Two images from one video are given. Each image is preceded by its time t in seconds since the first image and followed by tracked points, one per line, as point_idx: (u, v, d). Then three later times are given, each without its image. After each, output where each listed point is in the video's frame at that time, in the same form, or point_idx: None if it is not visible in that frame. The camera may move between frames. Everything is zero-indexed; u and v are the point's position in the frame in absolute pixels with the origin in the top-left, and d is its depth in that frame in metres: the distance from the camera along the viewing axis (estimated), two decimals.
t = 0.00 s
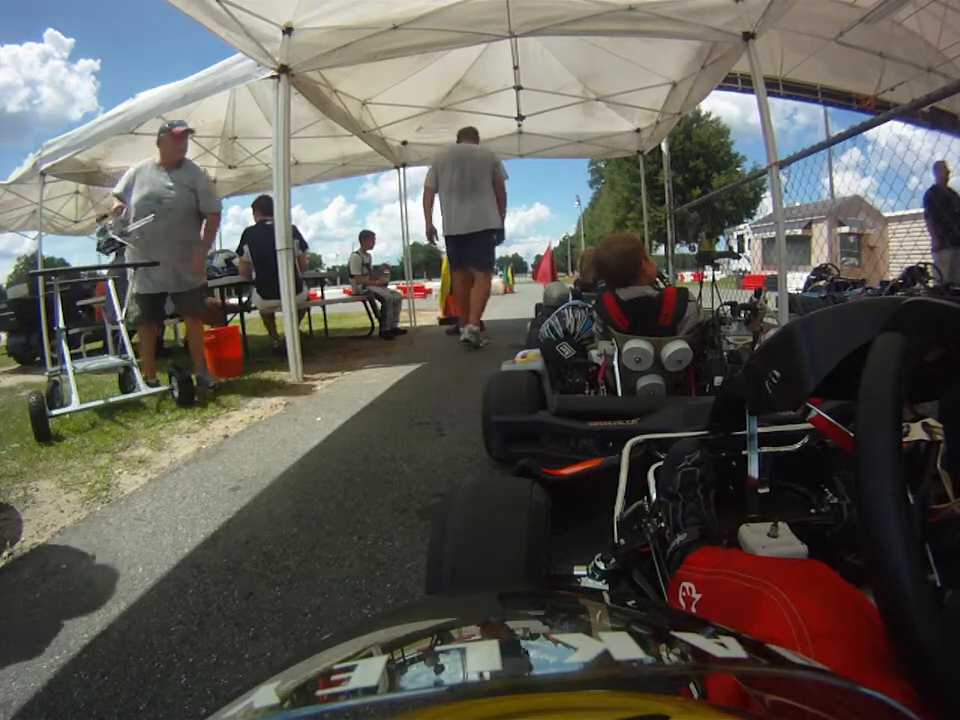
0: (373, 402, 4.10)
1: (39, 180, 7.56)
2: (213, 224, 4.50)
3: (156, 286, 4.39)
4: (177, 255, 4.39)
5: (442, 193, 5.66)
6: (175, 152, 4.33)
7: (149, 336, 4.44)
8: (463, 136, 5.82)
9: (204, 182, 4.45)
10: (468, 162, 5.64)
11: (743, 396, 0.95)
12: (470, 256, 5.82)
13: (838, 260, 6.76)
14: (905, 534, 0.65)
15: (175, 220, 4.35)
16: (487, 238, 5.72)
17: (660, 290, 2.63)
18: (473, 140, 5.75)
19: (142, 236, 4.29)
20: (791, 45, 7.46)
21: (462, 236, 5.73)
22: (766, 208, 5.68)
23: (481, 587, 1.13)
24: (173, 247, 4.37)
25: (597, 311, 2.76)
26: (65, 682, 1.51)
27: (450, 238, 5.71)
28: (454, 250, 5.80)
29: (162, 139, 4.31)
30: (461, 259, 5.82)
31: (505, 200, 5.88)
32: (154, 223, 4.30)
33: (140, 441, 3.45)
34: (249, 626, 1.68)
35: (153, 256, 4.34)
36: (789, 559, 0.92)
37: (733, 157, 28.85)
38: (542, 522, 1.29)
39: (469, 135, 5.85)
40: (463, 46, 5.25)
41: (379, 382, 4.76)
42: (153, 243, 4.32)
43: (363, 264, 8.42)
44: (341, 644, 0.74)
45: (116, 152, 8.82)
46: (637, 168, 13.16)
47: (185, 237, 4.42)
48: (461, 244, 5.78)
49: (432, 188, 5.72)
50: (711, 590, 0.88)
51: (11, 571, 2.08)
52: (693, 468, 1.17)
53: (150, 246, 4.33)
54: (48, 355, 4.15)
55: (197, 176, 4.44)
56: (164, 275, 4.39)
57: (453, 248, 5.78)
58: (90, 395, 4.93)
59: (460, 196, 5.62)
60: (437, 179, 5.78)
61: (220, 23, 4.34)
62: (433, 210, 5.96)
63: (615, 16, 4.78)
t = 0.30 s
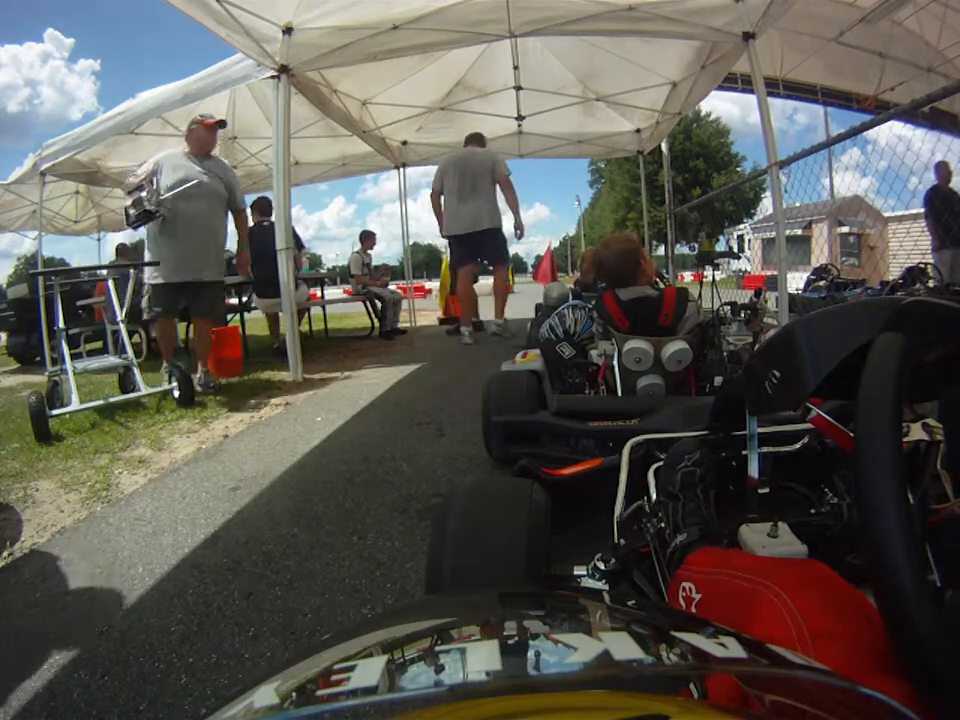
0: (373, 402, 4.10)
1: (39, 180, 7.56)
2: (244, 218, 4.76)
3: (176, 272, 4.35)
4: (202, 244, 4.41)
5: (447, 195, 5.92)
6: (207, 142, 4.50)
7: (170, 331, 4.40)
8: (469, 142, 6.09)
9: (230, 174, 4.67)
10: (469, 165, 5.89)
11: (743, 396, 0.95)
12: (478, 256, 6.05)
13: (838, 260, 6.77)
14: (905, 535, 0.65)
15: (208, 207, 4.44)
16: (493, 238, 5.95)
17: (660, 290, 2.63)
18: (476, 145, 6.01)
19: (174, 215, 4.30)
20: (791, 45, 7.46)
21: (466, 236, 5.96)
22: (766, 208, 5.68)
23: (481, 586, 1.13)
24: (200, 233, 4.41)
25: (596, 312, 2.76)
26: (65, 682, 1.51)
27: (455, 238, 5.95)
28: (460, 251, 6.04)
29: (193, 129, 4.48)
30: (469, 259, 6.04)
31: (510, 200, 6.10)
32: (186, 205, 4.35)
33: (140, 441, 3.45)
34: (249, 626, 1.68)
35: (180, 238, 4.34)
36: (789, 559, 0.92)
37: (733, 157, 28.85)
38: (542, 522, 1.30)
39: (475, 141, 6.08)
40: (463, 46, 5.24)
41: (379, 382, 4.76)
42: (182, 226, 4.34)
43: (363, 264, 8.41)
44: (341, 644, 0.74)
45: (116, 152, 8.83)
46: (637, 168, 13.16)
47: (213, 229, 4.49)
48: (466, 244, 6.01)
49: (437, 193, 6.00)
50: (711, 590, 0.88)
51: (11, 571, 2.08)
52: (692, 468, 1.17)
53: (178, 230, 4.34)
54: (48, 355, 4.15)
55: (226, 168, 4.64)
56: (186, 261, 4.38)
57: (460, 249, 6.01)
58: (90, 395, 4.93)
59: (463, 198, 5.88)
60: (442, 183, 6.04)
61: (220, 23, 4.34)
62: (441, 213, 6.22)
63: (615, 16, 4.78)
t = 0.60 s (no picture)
0: (374, 402, 4.11)
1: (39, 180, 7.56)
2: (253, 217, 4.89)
3: (199, 271, 4.39)
4: (226, 244, 4.50)
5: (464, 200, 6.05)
6: (223, 137, 4.54)
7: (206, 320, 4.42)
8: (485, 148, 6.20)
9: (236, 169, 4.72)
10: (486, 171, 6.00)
11: (743, 396, 0.95)
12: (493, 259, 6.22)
13: (838, 260, 6.77)
14: (904, 535, 0.65)
15: (232, 205, 4.50)
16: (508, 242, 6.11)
17: (660, 290, 2.63)
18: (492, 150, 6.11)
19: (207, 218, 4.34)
20: (791, 45, 7.46)
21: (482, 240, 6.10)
22: (766, 207, 5.68)
23: (481, 585, 1.13)
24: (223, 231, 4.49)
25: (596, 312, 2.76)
26: (65, 682, 1.51)
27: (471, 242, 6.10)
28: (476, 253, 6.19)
29: (209, 124, 4.48)
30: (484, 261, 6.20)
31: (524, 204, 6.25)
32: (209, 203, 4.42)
33: (140, 441, 3.45)
34: (249, 626, 1.68)
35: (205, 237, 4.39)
36: (788, 559, 0.92)
37: (733, 157, 28.87)
38: (542, 522, 1.30)
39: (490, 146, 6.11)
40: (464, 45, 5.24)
41: (379, 382, 4.76)
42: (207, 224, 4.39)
43: (364, 264, 8.41)
44: (341, 644, 0.74)
45: (116, 152, 8.82)
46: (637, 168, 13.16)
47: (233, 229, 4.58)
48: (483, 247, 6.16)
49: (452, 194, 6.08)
50: (711, 590, 0.88)
51: (11, 571, 2.08)
52: (692, 468, 1.18)
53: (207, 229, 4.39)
54: (48, 355, 4.15)
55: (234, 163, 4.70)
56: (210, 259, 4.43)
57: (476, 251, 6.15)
58: (90, 395, 4.93)
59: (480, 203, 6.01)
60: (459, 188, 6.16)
61: (221, 23, 4.34)
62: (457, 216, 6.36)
63: (615, 16, 4.78)
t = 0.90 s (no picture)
0: (374, 402, 4.11)
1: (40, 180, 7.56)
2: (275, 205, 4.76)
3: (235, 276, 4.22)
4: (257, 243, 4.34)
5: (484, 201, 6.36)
6: (235, 125, 4.31)
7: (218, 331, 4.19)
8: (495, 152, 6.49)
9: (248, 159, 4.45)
10: (506, 173, 6.34)
11: (743, 396, 0.95)
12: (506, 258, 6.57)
13: (838, 260, 6.77)
14: (904, 534, 0.65)
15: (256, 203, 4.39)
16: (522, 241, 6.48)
17: (660, 291, 2.63)
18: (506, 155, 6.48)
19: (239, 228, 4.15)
20: (792, 44, 7.46)
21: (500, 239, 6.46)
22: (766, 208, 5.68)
23: (480, 585, 1.13)
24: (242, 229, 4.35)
25: (596, 312, 2.76)
26: (65, 682, 1.51)
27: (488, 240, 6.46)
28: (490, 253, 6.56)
29: (220, 112, 4.25)
30: (497, 259, 6.57)
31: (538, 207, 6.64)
32: (228, 199, 4.27)
33: (140, 441, 3.45)
34: (249, 626, 1.68)
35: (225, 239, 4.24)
36: (788, 559, 0.92)
37: (733, 157, 28.86)
38: (542, 522, 1.30)
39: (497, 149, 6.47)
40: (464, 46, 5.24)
41: (379, 383, 4.77)
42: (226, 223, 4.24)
43: (364, 264, 8.41)
44: (341, 644, 0.74)
45: (116, 152, 8.83)
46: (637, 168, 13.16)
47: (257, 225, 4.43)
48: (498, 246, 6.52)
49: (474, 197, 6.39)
50: (711, 590, 0.88)
51: (11, 571, 2.08)
52: (692, 469, 1.17)
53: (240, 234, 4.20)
54: (48, 355, 4.15)
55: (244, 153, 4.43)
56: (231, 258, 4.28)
57: (491, 250, 6.54)
58: (90, 395, 4.94)
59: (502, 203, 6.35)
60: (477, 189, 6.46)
61: (221, 24, 4.35)
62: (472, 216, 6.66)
63: (615, 16, 4.78)
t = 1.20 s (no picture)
0: (374, 402, 4.10)
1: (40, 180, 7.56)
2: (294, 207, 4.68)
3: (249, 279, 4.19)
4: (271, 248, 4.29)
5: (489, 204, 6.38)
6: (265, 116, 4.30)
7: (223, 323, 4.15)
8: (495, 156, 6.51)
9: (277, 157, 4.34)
10: (512, 176, 6.35)
11: (743, 396, 0.95)
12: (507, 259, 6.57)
13: (838, 260, 6.77)
14: (904, 535, 0.65)
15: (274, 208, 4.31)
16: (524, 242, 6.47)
17: (660, 291, 2.63)
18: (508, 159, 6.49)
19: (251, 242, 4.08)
20: (792, 44, 7.46)
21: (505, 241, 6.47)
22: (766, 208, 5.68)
23: (480, 585, 1.13)
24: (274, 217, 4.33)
25: (596, 312, 2.76)
26: (65, 682, 1.51)
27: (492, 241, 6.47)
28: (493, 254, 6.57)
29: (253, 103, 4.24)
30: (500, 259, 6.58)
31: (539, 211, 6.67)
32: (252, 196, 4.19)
33: (140, 441, 3.45)
34: (249, 626, 1.68)
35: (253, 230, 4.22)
36: (788, 559, 0.92)
37: (733, 157, 28.87)
38: (542, 522, 1.30)
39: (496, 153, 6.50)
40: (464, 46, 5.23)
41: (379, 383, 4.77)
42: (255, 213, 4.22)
43: (364, 264, 8.41)
44: (341, 644, 0.74)
45: (116, 152, 8.83)
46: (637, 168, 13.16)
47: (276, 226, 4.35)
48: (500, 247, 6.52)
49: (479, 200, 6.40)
50: (711, 590, 0.88)
51: (11, 571, 2.08)
52: (692, 469, 1.17)
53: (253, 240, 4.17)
54: (48, 355, 4.15)
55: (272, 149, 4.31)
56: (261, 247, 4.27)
57: (494, 250, 6.55)
58: (91, 395, 4.94)
59: (507, 206, 6.37)
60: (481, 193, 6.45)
61: (221, 24, 4.34)
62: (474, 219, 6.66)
63: (615, 16, 4.78)
